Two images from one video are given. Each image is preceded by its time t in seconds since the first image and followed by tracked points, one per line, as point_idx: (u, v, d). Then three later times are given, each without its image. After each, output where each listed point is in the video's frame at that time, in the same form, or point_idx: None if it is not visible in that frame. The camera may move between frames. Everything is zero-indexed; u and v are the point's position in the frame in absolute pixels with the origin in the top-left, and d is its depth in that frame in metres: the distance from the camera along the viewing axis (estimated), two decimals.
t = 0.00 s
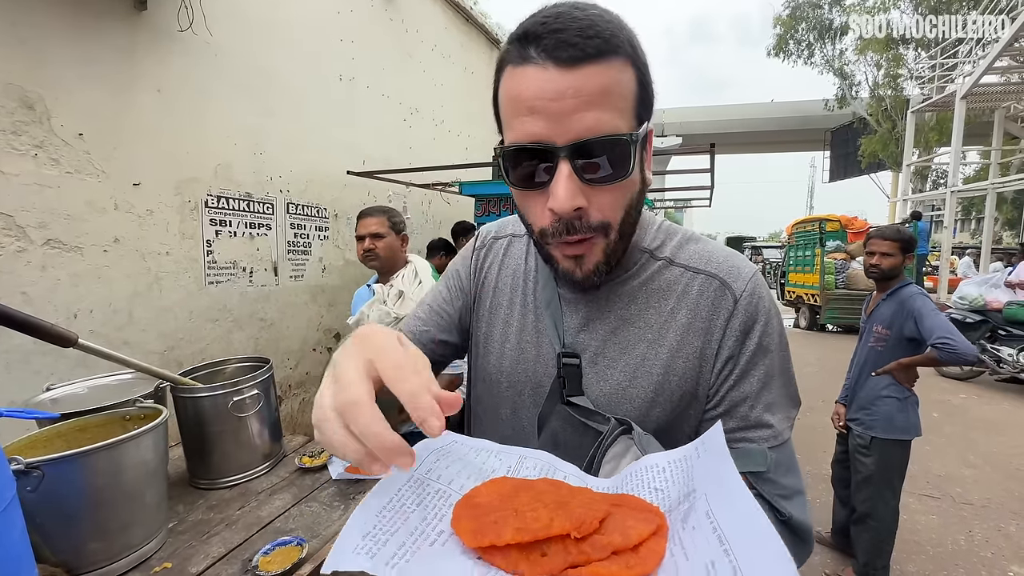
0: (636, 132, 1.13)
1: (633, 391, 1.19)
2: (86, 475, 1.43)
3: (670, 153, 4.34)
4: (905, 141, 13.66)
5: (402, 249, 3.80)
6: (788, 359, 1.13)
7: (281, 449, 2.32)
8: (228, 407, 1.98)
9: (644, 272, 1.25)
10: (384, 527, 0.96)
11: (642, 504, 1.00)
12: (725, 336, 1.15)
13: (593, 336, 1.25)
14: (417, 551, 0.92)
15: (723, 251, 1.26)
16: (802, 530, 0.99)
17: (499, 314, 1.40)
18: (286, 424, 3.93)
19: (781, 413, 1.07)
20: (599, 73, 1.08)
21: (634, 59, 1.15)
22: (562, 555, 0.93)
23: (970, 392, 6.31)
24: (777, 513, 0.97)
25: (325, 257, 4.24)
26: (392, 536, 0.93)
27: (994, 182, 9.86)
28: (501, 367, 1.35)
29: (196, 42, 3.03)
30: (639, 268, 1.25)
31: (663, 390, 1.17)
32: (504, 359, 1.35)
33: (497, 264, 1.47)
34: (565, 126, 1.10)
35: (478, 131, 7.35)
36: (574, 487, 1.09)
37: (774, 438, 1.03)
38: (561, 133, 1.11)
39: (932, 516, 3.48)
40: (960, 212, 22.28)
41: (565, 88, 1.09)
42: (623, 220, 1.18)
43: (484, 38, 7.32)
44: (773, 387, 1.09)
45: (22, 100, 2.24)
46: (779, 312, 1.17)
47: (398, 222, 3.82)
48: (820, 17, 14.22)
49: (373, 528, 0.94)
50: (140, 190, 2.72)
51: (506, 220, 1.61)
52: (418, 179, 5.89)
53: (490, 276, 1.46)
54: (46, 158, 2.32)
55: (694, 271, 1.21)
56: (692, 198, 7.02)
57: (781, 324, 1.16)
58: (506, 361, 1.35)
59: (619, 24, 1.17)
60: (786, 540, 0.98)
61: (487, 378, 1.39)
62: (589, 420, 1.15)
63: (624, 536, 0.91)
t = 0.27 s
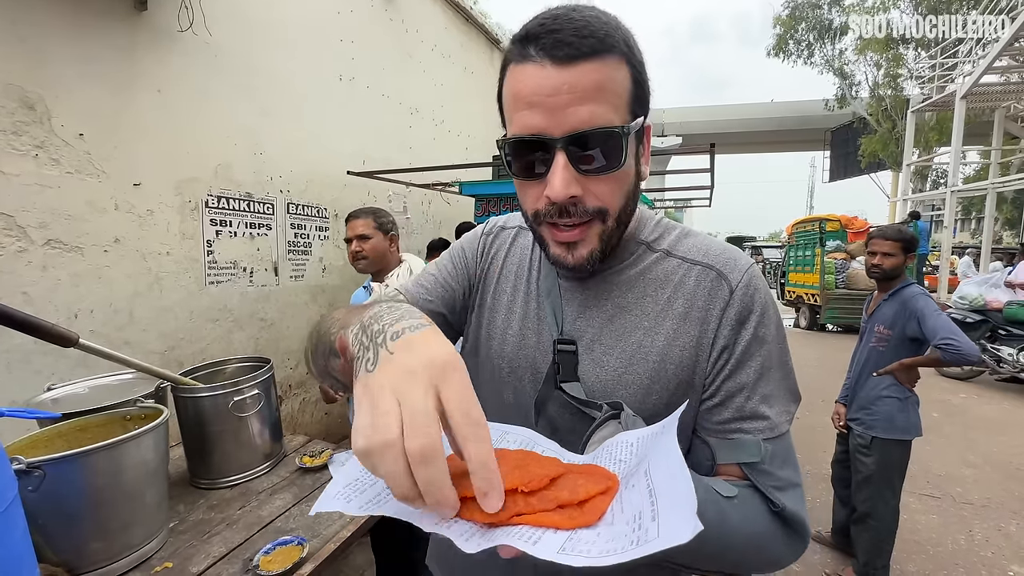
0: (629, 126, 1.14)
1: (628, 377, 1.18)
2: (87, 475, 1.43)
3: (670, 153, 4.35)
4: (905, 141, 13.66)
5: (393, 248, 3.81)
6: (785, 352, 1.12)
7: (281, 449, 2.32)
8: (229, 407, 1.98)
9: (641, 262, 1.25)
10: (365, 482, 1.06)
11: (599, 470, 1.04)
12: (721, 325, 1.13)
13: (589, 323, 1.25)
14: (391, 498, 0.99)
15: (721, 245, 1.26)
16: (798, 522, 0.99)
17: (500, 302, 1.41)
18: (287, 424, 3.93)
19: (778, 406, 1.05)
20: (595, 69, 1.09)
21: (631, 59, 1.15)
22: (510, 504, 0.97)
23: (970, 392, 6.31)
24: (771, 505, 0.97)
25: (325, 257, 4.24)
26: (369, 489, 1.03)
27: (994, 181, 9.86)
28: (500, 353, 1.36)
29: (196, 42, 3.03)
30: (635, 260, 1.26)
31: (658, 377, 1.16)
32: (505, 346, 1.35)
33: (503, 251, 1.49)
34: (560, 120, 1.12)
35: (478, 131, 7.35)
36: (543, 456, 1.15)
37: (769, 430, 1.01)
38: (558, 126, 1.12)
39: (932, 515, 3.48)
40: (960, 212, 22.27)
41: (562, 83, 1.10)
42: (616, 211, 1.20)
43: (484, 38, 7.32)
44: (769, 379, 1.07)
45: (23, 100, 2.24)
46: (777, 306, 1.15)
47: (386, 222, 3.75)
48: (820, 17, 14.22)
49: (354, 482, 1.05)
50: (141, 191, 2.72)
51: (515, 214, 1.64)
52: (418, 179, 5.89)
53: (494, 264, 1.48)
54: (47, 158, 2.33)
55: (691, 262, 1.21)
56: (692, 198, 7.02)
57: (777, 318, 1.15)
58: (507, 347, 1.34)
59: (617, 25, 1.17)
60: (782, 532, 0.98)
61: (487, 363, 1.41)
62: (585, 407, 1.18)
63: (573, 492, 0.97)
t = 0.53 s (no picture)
0: (633, 121, 1.14)
1: (630, 370, 1.18)
2: (88, 475, 1.43)
3: (670, 153, 4.35)
4: (904, 141, 13.67)
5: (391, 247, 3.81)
6: (784, 349, 1.13)
7: (282, 449, 2.32)
8: (230, 407, 1.98)
9: (642, 258, 1.26)
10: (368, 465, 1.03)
11: (594, 463, 1.03)
12: (721, 321, 1.14)
13: (591, 317, 1.26)
14: (391, 485, 0.97)
15: (721, 243, 1.26)
16: (795, 517, 0.99)
17: (501, 298, 1.42)
18: (287, 424, 3.93)
19: (777, 403, 1.06)
20: (602, 65, 1.10)
21: (637, 56, 1.17)
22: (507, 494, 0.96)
23: (970, 392, 6.31)
24: (767, 498, 0.98)
25: (326, 257, 4.25)
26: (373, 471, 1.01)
27: (993, 181, 9.85)
28: (501, 349, 1.36)
29: (197, 43, 3.04)
30: (636, 257, 1.26)
31: (660, 371, 1.16)
32: (504, 341, 1.36)
33: (503, 251, 1.50)
34: (568, 114, 1.13)
35: (478, 131, 7.36)
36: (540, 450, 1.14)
37: (769, 426, 1.02)
38: (565, 120, 1.13)
39: (932, 515, 3.49)
40: (960, 212, 22.28)
41: (570, 78, 1.11)
42: (620, 205, 1.20)
43: (485, 38, 7.32)
44: (769, 374, 1.08)
45: (24, 101, 2.25)
46: (776, 304, 1.16)
47: (384, 222, 3.76)
48: (819, 17, 14.22)
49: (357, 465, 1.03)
50: (141, 191, 2.73)
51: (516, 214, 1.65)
52: (419, 179, 5.89)
53: (496, 262, 1.48)
54: (47, 159, 2.33)
55: (693, 259, 1.21)
56: (692, 198, 7.02)
57: (776, 315, 1.16)
58: (506, 343, 1.35)
59: (623, 24, 1.18)
60: (779, 528, 0.98)
61: (486, 358, 1.41)
62: (585, 400, 1.19)
63: (566, 485, 0.96)
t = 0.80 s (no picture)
0: (636, 135, 1.15)
1: (629, 369, 1.18)
2: (90, 475, 1.44)
3: (670, 154, 4.36)
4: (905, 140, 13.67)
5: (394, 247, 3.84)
6: (782, 350, 1.14)
7: (283, 449, 2.33)
8: (231, 407, 1.99)
9: (642, 259, 1.26)
10: (369, 460, 1.03)
11: (593, 463, 1.05)
12: (720, 321, 1.14)
13: (590, 317, 1.26)
14: (394, 478, 0.98)
15: (721, 245, 1.27)
16: (791, 516, 1.00)
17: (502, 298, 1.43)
18: (287, 424, 3.93)
19: (774, 402, 1.07)
20: (604, 83, 1.11)
21: (638, 67, 1.17)
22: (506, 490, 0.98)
23: (970, 392, 6.31)
24: (763, 496, 0.99)
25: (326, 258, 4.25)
26: (374, 467, 1.00)
27: (993, 181, 9.85)
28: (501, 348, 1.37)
29: (198, 44, 3.04)
30: (636, 257, 1.27)
31: (659, 370, 1.16)
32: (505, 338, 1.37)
33: (504, 252, 1.51)
34: (571, 131, 1.13)
35: (478, 132, 7.37)
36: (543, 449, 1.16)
37: (765, 425, 1.04)
38: (568, 135, 1.13)
39: (932, 514, 3.49)
40: (960, 212, 22.27)
41: (573, 94, 1.11)
42: (623, 215, 1.21)
43: (485, 39, 7.33)
44: (766, 375, 1.09)
45: (25, 102, 2.25)
46: (773, 304, 1.17)
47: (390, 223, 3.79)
48: (819, 17, 14.23)
49: (358, 460, 1.02)
50: (142, 192, 2.73)
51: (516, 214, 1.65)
52: (419, 179, 5.90)
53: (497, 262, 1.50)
54: (48, 159, 2.33)
55: (692, 260, 1.21)
56: (692, 198, 7.02)
57: (774, 317, 1.17)
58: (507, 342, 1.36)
59: (623, 32, 1.18)
60: (775, 527, 0.99)
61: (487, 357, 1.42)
62: (586, 397, 1.21)
63: (566, 483, 0.98)
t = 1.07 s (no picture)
0: (641, 129, 1.16)
1: (627, 371, 1.19)
2: (91, 475, 1.44)
3: (670, 154, 4.37)
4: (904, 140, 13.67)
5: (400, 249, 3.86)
6: (777, 351, 1.14)
7: (284, 449, 2.33)
8: (232, 407, 2.00)
9: (639, 260, 1.26)
10: (375, 460, 1.02)
11: (601, 461, 1.06)
12: (716, 322, 1.15)
13: (588, 318, 1.27)
14: (402, 478, 0.98)
15: (717, 246, 1.27)
16: (787, 514, 1.01)
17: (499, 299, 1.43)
18: (288, 425, 3.94)
19: (769, 402, 1.08)
20: (610, 77, 1.12)
21: (641, 65, 1.19)
22: (516, 489, 0.98)
23: (971, 391, 6.31)
24: (760, 495, 1.00)
25: (327, 258, 4.26)
26: (380, 466, 1.00)
27: (993, 180, 9.85)
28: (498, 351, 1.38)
29: (198, 45, 3.05)
30: (633, 258, 1.27)
31: (656, 372, 1.17)
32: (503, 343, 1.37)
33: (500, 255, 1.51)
34: (578, 123, 1.13)
35: (478, 132, 7.37)
36: (550, 448, 1.17)
37: (761, 424, 1.05)
38: (575, 129, 1.13)
39: (932, 514, 3.49)
40: (960, 212, 22.26)
41: (580, 87, 1.11)
42: (624, 210, 1.22)
43: (485, 39, 7.34)
44: (762, 375, 1.10)
45: (26, 103, 2.26)
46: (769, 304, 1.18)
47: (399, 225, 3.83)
48: (819, 17, 14.24)
49: (364, 461, 1.01)
50: (143, 193, 2.74)
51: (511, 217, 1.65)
52: (419, 180, 5.91)
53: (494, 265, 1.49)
54: (49, 160, 2.34)
55: (688, 261, 1.22)
56: (692, 198, 7.02)
57: (770, 317, 1.17)
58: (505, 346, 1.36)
59: (626, 32, 1.20)
60: (772, 525, 1.00)
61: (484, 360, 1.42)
62: (585, 400, 1.22)
63: (576, 479, 0.98)
